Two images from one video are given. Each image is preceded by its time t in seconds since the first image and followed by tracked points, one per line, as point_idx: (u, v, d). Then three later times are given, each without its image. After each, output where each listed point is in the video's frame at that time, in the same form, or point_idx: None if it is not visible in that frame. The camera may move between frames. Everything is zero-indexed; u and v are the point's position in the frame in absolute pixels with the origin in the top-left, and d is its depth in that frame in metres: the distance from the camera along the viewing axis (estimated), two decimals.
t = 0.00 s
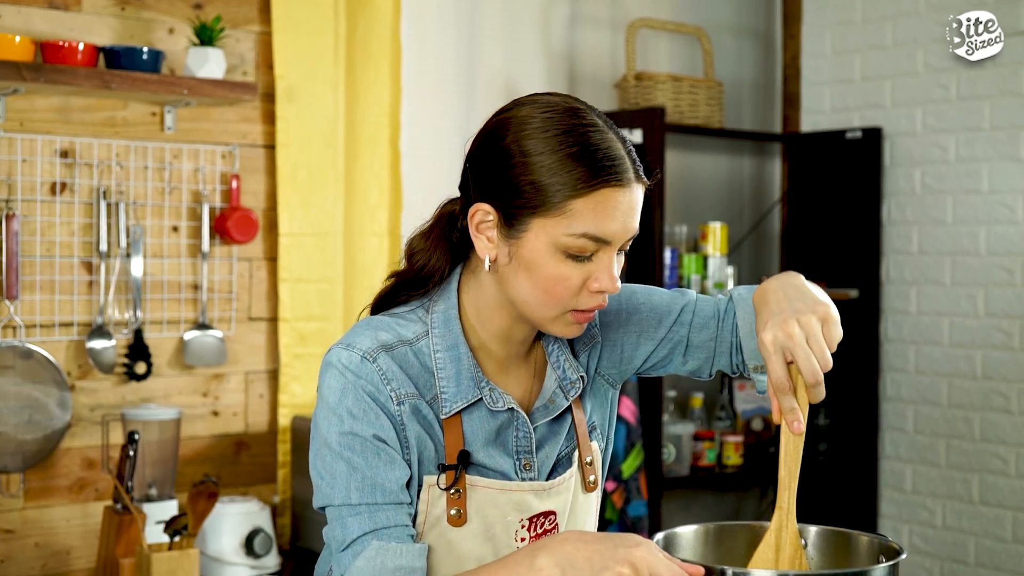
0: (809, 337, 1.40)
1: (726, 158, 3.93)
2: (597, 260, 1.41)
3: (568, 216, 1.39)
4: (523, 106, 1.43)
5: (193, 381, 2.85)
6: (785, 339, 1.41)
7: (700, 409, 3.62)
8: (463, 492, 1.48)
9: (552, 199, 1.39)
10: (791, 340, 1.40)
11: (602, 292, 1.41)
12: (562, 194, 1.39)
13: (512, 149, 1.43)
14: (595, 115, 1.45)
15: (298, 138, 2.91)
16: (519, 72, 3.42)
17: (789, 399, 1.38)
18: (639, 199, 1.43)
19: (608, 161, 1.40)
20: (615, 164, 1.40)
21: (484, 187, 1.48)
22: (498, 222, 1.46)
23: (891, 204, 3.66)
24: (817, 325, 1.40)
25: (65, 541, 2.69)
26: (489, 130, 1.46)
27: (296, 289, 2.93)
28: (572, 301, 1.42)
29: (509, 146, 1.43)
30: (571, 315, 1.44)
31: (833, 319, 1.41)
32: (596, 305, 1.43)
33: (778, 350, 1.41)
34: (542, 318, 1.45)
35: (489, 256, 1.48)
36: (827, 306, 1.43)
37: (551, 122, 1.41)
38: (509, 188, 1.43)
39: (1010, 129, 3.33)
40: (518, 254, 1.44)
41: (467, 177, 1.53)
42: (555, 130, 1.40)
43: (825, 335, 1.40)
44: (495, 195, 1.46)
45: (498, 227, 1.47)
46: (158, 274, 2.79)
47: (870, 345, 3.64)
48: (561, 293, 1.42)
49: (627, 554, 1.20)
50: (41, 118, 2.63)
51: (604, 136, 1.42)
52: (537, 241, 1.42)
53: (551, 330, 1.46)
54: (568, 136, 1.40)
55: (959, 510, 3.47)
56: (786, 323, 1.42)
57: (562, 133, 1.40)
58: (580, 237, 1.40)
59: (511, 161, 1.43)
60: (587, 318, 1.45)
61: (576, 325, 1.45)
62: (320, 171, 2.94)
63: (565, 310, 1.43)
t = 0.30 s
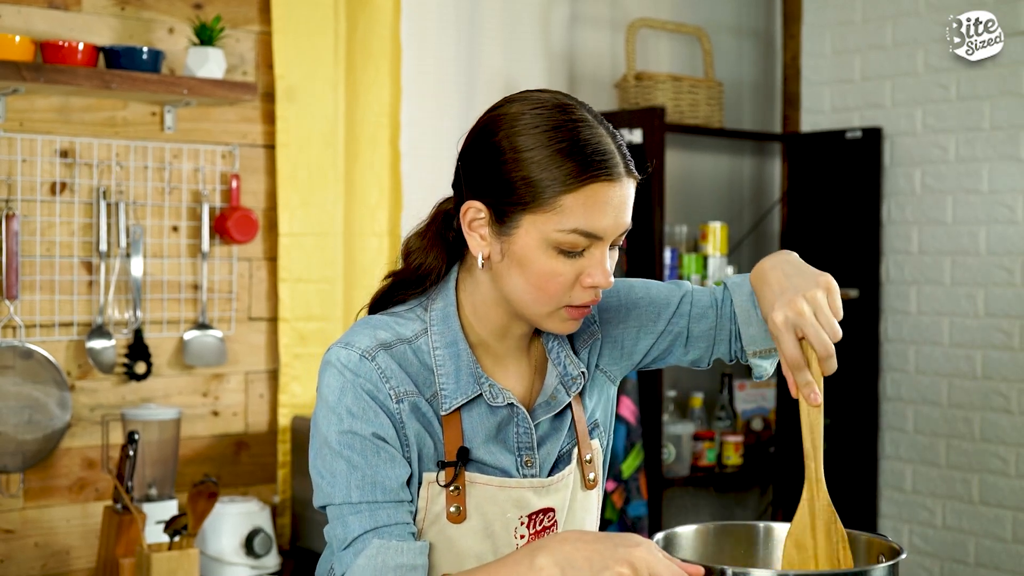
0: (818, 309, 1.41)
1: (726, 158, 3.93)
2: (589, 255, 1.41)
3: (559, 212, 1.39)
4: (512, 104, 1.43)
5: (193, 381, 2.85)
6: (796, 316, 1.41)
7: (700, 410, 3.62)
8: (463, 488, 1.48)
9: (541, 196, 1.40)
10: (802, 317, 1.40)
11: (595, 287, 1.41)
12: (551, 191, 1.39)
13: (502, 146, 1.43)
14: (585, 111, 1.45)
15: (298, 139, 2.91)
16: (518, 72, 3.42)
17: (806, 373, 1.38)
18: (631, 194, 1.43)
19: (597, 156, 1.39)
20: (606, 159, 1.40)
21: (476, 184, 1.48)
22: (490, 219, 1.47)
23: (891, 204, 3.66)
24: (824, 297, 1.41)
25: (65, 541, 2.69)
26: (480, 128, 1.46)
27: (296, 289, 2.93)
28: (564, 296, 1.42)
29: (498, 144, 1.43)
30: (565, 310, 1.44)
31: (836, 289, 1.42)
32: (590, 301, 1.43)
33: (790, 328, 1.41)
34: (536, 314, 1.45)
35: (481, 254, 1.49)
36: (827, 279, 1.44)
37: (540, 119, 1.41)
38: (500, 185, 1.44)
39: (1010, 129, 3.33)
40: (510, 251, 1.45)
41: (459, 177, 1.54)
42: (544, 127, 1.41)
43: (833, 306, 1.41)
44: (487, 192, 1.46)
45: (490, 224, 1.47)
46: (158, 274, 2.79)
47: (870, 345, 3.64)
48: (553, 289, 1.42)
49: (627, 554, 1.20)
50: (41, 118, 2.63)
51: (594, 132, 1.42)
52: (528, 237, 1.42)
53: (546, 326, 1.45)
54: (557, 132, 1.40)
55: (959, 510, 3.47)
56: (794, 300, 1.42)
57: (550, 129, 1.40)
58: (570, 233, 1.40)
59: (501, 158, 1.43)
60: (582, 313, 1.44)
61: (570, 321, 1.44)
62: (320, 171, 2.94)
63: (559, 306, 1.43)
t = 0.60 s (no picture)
0: (806, 326, 1.41)
1: (726, 158, 3.93)
2: (596, 244, 1.41)
3: (567, 197, 1.40)
4: (523, 94, 1.45)
5: (193, 381, 2.85)
6: (782, 327, 1.41)
7: (700, 410, 3.63)
8: (466, 484, 1.48)
9: (551, 181, 1.40)
10: (788, 329, 1.41)
11: (601, 276, 1.40)
12: (561, 176, 1.39)
13: (512, 134, 1.44)
14: (594, 103, 1.46)
15: (298, 139, 2.91)
16: (518, 72, 3.41)
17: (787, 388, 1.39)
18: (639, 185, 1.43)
19: (607, 144, 1.40)
20: (614, 148, 1.41)
21: (485, 173, 1.49)
22: (499, 206, 1.47)
23: (891, 204, 3.67)
24: (814, 316, 1.41)
25: (65, 541, 2.69)
26: (490, 118, 1.48)
27: (296, 289, 2.93)
28: (571, 284, 1.41)
29: (509, 131, 1.44)
30: (573, 299, 1.43)
31: (829, 310, 1.42)
32: (597, 291, 1.42)
33: (775, 339, 1.41)
34: (543, 302, 1.44)
35: (490, 241, 1.48)
36: (823, 299, 1.44)
37: (550, 107, 1.42)
38: (509, 172, 1.44)
39: (1010, 129, 3.33)
40: (518, 238, 1.44)
41: (469, 169, 1.54)
42: (554, 114, 1.42)
43: (823, 326, 1.41)
44: (496, 179, 1.47)
45: (499, 211, 1.47)
46: (158, 274, 2.79)
47: (870, 345, 3.64)
48: (561, 276, 1.41)
49: (627, 554, 1.20)
50: (41, 118, 2.63)
51: (603, 121, 1.43)
52: (537, 222, 1.42)
53: (554, 315, 1.45)
54: (567, 120, 1.41)
55: (959, 510, 3.47)
56: (782, 312, 1.42)
57: (561, 117, 1.42)
58: (579, 219, 1.40)
59: (511, 145, 1.44)
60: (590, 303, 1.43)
61: (578, 309, 1.43)
62: (320, 171, 2.94)
63: (567, 294, 1.42)
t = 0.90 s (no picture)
0: (793, 348, 1.41)
1: (726, 158, 3.93)
2: (597, 235, 1.41)
3: (567, 189, 1.40)
4: (520, 89, 1.45)
5: (193, 381, 2.85)
6: (768, 351, 1.41)
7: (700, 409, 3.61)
8: (464, 481, 1.48)
9: (551, 173, 1.40)
10: (774, 352, 1.41)
11: (602, 268, 1.40)
12: (560, 168, 1.39)
13: (510, 128, 1.44)
14: (590, 98, 1.47)
15: (298, 139, 2.91)
16: (518, 72, 3.41)
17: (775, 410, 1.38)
18: (636, 177, 1.44)
19: (604, 136, 1.41)
20: (611, 140, 1.41)
21: (484, 168, 1.49)
22: (500, 201, 1.47)
23: (891, 204, 3.66)
24: (800, 338, 1.41)
25: (65, 541, 2.69)
26: (488, 113, 1.47)
27: (296, 289, 2.93)
28: (574, 277, 1.41)
29: (507, 126, 1.44)
30: (573, 295, 1.42)
31: (815, 333, 1.42)
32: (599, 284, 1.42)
33: (761, 363, 1.41)
34: (544, 296, 1.43)
35: (490, 237, 1.48)
36: (809, 324, 1.44)
37: (548, 101, 1.42)
38: (507, 166, 1.44)
39: (1010, 129, 3.33)
40: (518, 231, 1.44)
41: (467, 166, 1.54)
42: (552, 108, 1.42)
43: (810, 348, 1.41)
44: (495, 174, 1.46)
45: (499, 207, 1.47)
46: (158, 274, 2.79)
47: (870, 345, 3.64)
48: (562, 268, 1.41)
49: (627, 555, 1.20)
50: (41, 118, 2.62)
51: (599, 115, 1.43)
52: (537, 215, 1.42)
53: (554, 311, 1.44)
54: (564, 113, 1.42)
55: (959, 510, 3.47)
56: (768, 338, 1.42)
57: (559, 110, 1.42)
58: (579, 210, 1.40)
59: (510, 139, 1.44)
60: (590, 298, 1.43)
61: (579, 305, 1.43)
62: (320, 171, 2.94)
63: (568, 289, 1.42)
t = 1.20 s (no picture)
0: (827, 324, 1.41)
1: (725, 158, 3.93)
2: (583, 240, 1.40)
3: (552, 196, 1.39)
4: (512, 91, 1.44)
5: (193, 381, 2.85)
6: (804, 329, 1.41)
7: (700, 410, 3.63)
8: (467, 480, 1.47)
9: (536, 180, 1.40)
10: (810, 330, 1.40)
11: (589, 273, 1.40)
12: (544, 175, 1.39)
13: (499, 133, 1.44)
14: (584, 101, 1.46)
15: (298, 138, 2.91)
16: (518, 72, 3.41)
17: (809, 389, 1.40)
18: (627, 183, 1.42)
19: (592, 142, 1.40)
20: (600, 146, 1.40)
21: (475, 171, 1.49)
22: (487, 204, 1.48)
23: (891, 204, 3.66)
24: (833, 313, 1.41)
25: (65, 541, 2.69)
26: (481, 115, 1.48)
27: (296, 289, 2.93)
28: (559, 282, 1.41)
29: (497, 129, 1.44)
30: (560, 298, 1.43)
31: (846, 306, 1.42)
32: (586, 288, 1.42)
33: (797, 341, 1.41)
34: (531, 300, 1.44)
35: (479, 239, 1.50)
36: (839, 294, 1.44)
37: (535, 106, 1.42)
38: (496, 170, 1.45)
39: (1009, 129, 3.33)
40: (505, 236, 1.45)
41: (461, 171, 1.55)
42: (541, 112, 1.42)
43: (842, 322, 1.41)
44: (484, 178, 1.47)
45: (487, 210, 1.48)
46: (158, 274, 2.79)
47: (870, 345, 3.64)
48: (547, 273, 1.41)
49: (627, 555, 1.20)
50: (41, 118, 2.62)
51: (589, 120, 1.42)
52: (523, 221, 1.42)
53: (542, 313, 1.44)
54: (553, 118, 1.41)
55: (959, 510, 3.47)
56: (803, 314, 1.42)
57: (547, 115, 1.41)
58: (563, 218, 1.39)
59: (499, 144, 1.44)
60: (578, 302, 1.43)
61: (566, 309, 1.43)
62: (320, 171, 2.94)
63: (554, 293, 1.42)
